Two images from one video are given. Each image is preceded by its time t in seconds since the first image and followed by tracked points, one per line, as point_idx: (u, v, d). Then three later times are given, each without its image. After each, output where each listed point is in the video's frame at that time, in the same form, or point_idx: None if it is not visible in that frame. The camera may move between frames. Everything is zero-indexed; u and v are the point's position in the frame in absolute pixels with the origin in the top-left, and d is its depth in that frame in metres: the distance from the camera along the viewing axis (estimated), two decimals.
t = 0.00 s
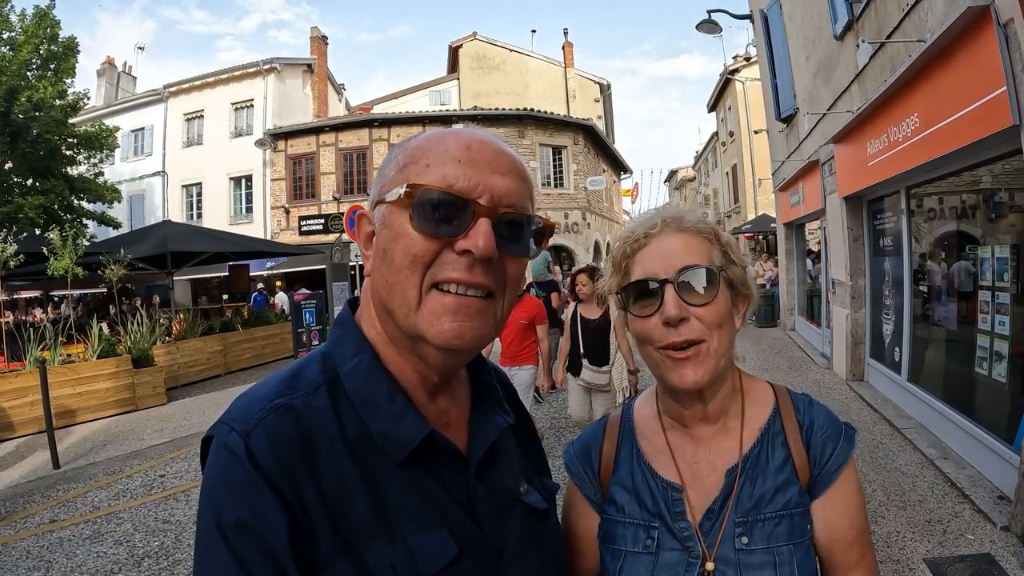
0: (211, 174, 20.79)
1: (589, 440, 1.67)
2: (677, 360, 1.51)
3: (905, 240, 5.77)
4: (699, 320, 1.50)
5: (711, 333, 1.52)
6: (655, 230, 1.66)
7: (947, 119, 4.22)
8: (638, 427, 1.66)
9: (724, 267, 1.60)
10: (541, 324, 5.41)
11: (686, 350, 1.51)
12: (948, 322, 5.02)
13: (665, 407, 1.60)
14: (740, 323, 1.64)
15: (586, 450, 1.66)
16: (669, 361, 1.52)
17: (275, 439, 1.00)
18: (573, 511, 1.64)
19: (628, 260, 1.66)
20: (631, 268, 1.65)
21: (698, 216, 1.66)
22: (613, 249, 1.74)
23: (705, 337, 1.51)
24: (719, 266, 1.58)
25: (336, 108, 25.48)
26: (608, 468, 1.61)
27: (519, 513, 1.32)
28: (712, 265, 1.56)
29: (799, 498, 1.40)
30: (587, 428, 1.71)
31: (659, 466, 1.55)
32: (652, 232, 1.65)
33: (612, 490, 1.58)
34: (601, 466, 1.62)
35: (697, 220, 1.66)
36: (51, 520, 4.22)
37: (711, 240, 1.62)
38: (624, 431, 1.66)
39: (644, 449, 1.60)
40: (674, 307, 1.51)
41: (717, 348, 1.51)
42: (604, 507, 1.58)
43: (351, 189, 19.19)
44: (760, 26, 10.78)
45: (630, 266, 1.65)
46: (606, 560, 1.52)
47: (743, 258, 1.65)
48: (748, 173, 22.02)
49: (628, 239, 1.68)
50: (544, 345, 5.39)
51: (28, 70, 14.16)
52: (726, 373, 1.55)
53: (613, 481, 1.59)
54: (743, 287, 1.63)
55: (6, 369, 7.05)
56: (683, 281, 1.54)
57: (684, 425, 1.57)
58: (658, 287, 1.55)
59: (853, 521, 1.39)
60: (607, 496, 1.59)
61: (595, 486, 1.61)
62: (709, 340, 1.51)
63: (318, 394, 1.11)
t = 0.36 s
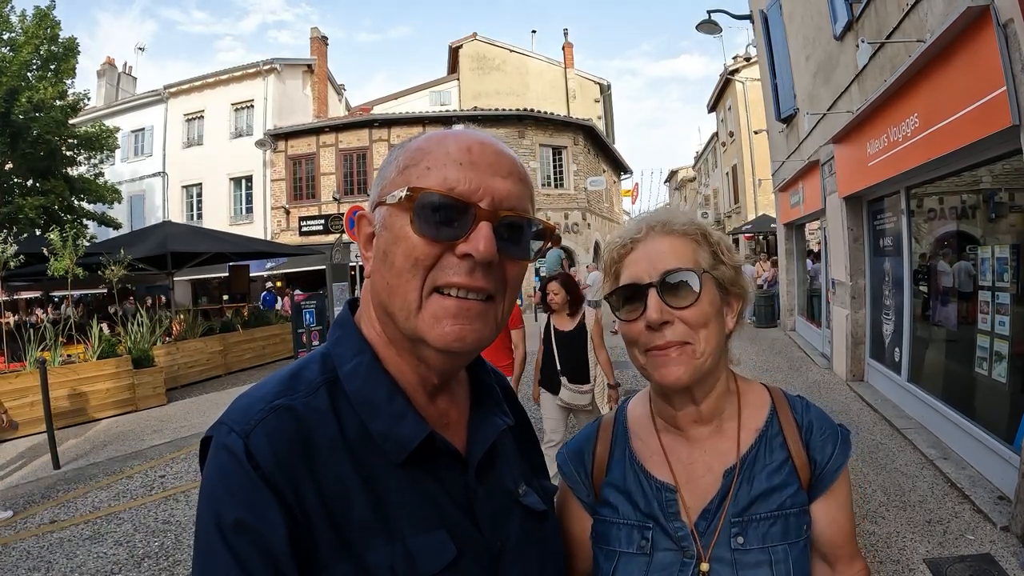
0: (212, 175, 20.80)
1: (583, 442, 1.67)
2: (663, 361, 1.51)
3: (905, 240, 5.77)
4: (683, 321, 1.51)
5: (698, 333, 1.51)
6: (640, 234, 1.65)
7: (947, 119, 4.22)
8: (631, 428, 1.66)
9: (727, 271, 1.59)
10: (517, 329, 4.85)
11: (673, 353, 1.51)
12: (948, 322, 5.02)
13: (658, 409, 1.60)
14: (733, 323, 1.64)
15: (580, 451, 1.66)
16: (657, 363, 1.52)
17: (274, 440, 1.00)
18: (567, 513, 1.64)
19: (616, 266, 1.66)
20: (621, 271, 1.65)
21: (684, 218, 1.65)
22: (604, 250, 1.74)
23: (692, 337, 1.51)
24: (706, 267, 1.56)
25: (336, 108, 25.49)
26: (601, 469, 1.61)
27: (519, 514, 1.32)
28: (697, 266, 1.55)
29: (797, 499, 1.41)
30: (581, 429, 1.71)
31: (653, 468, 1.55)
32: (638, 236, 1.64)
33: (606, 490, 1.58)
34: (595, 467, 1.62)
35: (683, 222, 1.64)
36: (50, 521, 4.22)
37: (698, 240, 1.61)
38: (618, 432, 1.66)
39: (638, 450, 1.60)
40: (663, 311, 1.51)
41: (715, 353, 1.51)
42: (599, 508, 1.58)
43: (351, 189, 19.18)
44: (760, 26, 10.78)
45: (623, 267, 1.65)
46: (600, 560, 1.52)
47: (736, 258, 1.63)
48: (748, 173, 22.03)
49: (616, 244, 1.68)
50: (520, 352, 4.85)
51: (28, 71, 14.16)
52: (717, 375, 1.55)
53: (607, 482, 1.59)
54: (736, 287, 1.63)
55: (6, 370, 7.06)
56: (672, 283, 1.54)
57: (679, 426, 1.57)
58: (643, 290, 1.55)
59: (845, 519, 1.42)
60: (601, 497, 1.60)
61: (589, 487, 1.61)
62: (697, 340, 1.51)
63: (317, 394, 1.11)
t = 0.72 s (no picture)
0: (212, 175, 20.80)
1: (576, 442, 1.66)
2: (657, 365, 1.51)
3: (905, 240, 5.77)
4: (680, 326, 1.50)
5: (694, 337, 1.51)
6: (642, 233, 1.64)
7: (947, 118, 4.21)
8: (627, 429, 1.65)
9: (724, 274, 1.58)
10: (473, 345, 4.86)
11: (667, 356, 1.51)
12: (948, 322, 5.02)
13: (653, 411, 1.60)
14: (733, 328, 1.64)
15: (573, 452, 1.64)
16: (650, 366, 1.52)
17: (268, 441, 1.00)
18: (559, 516, 1.63)
19: (615, 265, 1.67)
20: (620, 270, 1.64)
21: (688, 217, 1.63)
22: (604, 248, 1.73)
23: (688, 342, 1.51)
24: (707, 271, 1.55)
25: (336, 108, 25.49)
26: (595, 471, 1.60)
27: (513, 515, 1.32)
28: (696, 269, 1.54)
29: (792, 503, 1.41)
30: (574, 429, 1.70)
31: (649, 470, 1.55)
32: (639, 235, 1.63)
33: (600, 493, 1.57)
34: (588, 469, 1.61)
35: (686, 222, 1.63)
36: (51, 521, 4.22)
37: (702, 241, 1.60)
38: (613, 433, 1.65)
39: (634, 452, 1.59)
40: (658, 315, 1.50)
41: (709, 355, 1.51)
42: (593, 511, 1.57)
43: (351, 189, 19.18)
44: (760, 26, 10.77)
45: (621, 268, 1.65)
46: (595, 563, 1.52)
47: (740, 261, 1.62)
48: (748, 173, 22.02)
49: (617, 242, 1.67)
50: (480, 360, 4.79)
51: (28, 71, 14.16)
52: (714, 379, 1.54)
53: (601, 485, 1.58)
54: (738, 291, 1.62)
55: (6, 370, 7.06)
56: (670, 285, 1.53)
57: (675, 429, 1.56)
58: (640, 292, 1.55)
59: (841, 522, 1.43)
60: (595, 500, 1.59)
61: (583, 489, 1.60)
62: (693, 344, 1.51)
63: (311, 396, 1.11)
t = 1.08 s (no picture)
0: (212, 176, 20.80)
1: (579, 441, 1.66)
2: (658, 370, 1.51)
3: (905, 240, 5.77)
4: (682, 332, 1.50)
5: (697, 341, 1.51)
6: (649, 234, 1.62)
7: (948, 118, 4.21)
8: (630, 428, 1.65)
9: (727, 274, 1.57)
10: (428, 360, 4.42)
11: (668, 363, 1.52)
12: (948, 323, 5.02)
13: (655, 412, 1.60)
14: (739, 332, 1.63)
15: (577, 450, 1.65)
16: (651, 370, 1.52)
17: (264, 441, 0.99)
18: (563, 513, 1.64)
19: (621, 264, 1.66)
20: (625, 271, 1.64)
21: (697, 219, 1.61)
22: (611, 248, 1.72)
23: (690, 348, 1.51)
24: (713, 277, 1.54)
25: (336, 109, 25.49)
26: (598, 469, 1.61)
27: (512, 515, 1.32)
28: (703, 276, 1.53)
29: (792, 507, 1.40)
30: (579, 428, 1.70)
31: (650, 471, 1.55)
32: (646, 236, 1.62)
33: (602, 490, 1.57)
34: (591, 467, 1.61)
35: (695, 223, 1.60)
36: (51, 521, 4.21)
37: (710, 245, 1.58)
38: (616, 432, 1.65)
39: (636, 452, 1.59)
40: (659, 319, 1.50)
41: (707, 356, 1.51)
42: (594, 508, 1.58)
43: (351, 190, 19.19)
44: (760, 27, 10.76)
45: (626, 268, 1.64)
46: (595, 560, 1.52)
47: (747, 266, 1.61)
48: (749, 172, 22.02)
49: (625, 242, 1.66)
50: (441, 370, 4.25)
51: (29, 71, 14.16)
52: (717, 383, 1.54)
53: (603, 483, 1.58)
54: (745, 296, 1.61)
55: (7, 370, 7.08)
56: (674, 290, 1.52)
57: (677, 430, 1.56)
58: (644, 295, 1.55)
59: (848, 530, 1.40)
60: (596, 497, 1.59)
61: (585, 486, 1.60)
62: (695, 351, 1.51)
63: (309, 396, 1.10)
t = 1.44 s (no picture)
0: (212, 176, 20.81)
1: (590, 439, 1.66)
2: (670, 369, 1.51)
3: (905, 240, 5.76)
4: (694, 332, 1.49)
5: (707, 342, 1.50)
6: (666, 231, 1.62)
7: (947, 118, 4.21)
8: (641, 427, 1.64)
9: (739, 272, 1.55)
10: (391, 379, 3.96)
11: (680, 362, 1.51)
12: (948, 323, 5.02)
13: (669, 412, 1.59)
14: (755, 333, 1.62)
15: (586, 449, 1.64)
16: (664, 369, 1.52)
17: (262, 442, 0.99)
18: (570, 512, 1.64)
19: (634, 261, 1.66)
20: (642, 266, 1.64)
21: (715, 215, 1.60)
22: (630, 245, 1.72)
23: (701, 348, 1.50)
24: (729, 275, 1.53)
25: (337, 109, 25.50)
26: (608, 469, 1.60)
27: (511, 517, 1.31)
28: (719, 274, 1.52)
29: (802, 513, 1.39)
30: (589, 426, 1.69)
31: (661, 471, 1.54)
32: (663, 232, 1.61)
33: (611, 490, 1.57)
34: (602, 466, 1.61)
35: (714, 220, 1.59)
36: (51, 522, 4.21)
37: (727, 243, 1.57)
38: (627, 431, 1.64)
39: (646, 451, 1.59)
40: (666, 319, 1.49)
41: (717, 356, 1.50)
42: (603, 508, 1.57)
43: (351, 190, 19.21)
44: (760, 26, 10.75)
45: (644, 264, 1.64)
46: (602, 562, 1.52)
47: (764, 265, 1.60)
48: (749, 172, 22.02)
49: (645, 237, 1.66)
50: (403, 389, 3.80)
51: (28, 72, 14.19)
52: (729, 384, 1.53)
53: (613, 483, 1.57)
54: (763, 296, 1.60)
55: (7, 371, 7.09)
56: (687, 288, 1.51)
57: (689, 431, 1.56)
58: (659, 293, 1.54)
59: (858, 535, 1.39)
60: (606, 497, 1.59)
61: (595, 486, 1.60)
62: (707, 352, 1.50)
63: (306, 397, 1.10)
